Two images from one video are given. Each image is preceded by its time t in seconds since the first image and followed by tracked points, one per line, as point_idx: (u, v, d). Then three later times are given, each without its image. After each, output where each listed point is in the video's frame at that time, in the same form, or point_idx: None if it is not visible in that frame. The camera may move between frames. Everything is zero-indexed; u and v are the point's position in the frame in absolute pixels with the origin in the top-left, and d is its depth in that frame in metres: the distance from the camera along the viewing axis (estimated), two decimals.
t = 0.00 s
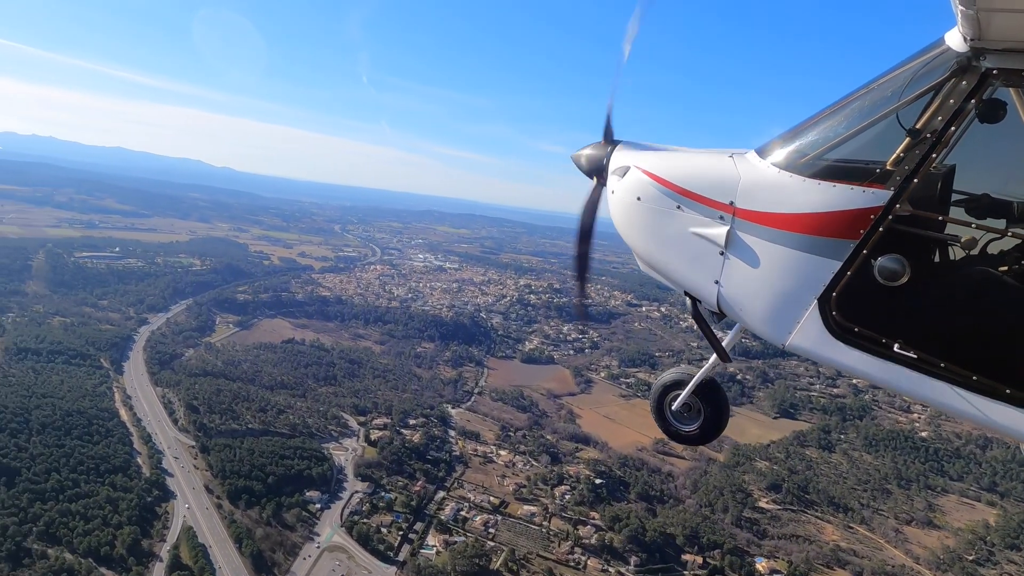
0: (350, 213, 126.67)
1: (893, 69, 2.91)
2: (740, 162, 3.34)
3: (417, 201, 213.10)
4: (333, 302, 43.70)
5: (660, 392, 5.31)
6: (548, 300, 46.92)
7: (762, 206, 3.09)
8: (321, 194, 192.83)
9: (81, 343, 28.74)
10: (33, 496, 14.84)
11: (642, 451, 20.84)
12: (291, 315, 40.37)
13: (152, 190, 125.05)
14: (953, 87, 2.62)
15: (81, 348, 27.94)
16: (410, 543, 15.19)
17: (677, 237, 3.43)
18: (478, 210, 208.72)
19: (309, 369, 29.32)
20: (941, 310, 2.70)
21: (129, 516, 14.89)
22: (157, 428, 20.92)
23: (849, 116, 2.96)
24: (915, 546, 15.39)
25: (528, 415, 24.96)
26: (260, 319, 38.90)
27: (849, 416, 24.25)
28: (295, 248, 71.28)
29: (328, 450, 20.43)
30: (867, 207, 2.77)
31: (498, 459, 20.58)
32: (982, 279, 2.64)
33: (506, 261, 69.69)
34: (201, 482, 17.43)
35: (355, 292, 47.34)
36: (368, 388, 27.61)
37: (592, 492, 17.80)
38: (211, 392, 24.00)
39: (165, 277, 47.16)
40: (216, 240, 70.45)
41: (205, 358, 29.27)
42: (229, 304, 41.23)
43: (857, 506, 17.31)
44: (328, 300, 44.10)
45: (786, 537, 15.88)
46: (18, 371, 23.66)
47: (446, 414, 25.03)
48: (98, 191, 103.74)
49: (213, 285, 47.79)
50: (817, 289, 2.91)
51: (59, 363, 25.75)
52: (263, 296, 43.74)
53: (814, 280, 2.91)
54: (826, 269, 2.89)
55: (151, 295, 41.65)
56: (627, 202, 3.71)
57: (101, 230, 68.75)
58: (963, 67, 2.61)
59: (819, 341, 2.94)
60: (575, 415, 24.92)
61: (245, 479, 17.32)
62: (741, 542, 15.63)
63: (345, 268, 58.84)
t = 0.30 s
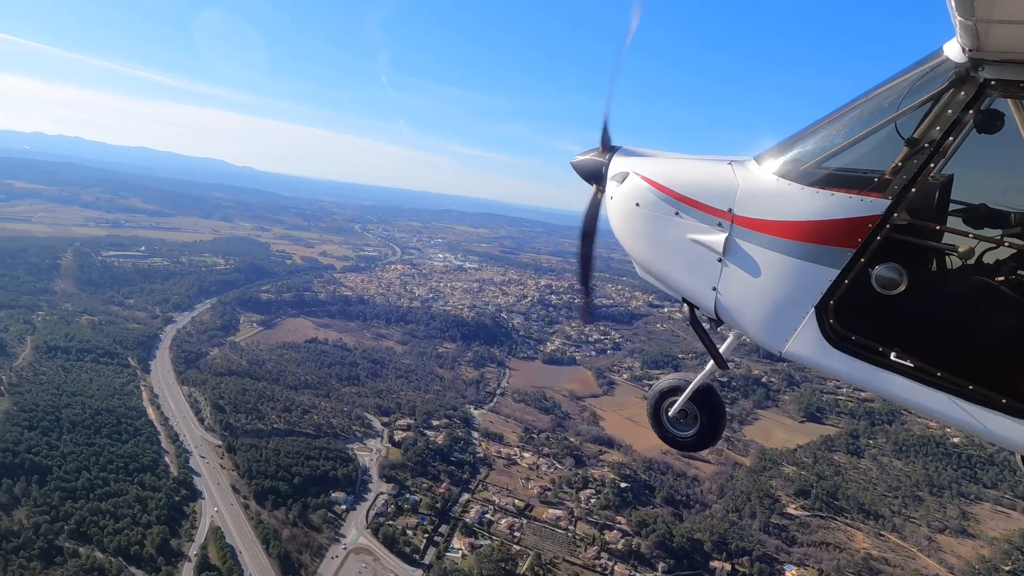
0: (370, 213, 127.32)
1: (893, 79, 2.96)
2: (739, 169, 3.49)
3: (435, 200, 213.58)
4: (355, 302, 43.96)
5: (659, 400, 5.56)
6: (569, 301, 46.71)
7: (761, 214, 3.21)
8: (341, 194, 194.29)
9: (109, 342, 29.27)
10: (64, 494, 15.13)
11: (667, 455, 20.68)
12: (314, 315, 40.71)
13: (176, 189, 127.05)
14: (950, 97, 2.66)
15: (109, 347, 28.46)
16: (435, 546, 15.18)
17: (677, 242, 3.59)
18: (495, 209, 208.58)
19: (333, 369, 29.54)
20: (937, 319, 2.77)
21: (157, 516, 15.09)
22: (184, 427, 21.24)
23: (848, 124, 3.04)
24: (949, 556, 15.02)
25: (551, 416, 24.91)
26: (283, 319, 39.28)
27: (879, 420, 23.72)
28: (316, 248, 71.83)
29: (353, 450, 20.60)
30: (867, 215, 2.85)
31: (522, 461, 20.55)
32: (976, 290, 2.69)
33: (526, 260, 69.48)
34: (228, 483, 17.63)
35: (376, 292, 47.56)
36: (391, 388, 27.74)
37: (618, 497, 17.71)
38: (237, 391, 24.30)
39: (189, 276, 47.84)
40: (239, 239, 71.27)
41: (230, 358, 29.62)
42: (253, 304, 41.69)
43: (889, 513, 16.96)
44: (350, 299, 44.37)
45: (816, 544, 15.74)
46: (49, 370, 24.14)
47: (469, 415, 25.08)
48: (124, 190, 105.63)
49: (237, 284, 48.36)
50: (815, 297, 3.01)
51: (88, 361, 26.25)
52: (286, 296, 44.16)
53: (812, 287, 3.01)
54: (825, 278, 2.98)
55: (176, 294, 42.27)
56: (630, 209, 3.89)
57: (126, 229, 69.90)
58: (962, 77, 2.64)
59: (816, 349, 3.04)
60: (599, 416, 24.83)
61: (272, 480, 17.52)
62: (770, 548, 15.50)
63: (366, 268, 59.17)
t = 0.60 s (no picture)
0: (389, 210, 127.87)
1: (893, 85, 2.97)
2: (738, 174, 3.49)
3: (452, 198, 214.02)
4: (375, 300, 44.20)
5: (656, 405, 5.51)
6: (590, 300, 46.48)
7: (760, 219, 3.20)
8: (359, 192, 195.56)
9: (135, 339, 29.79)
10: (93, 491, 15.44)
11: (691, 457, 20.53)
12: (335, 313, 41.03)
13: (198, 187, 128.96)
14: (950, 103, 2.66)
15: (135, 344, 28.97)
16: (460, 547, 15.25)
17: (677, 247, 3.59)
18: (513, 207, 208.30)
19: (355, 368, 29.75)
20: (935, 325, 2.76)
21: (184, 514, 15.31)
22: (210, 424, 21.55)
23: (848, 129, 3.04)
24: (983, 563, 14.63)
25: (573, 417, 24.84)
26: (304, 317, 39.64)
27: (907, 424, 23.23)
28: (337, 245, 72.36)
29: (376, 450, 20.75)
30: (866, 221, 2.84)
31: (545, 462, 20.52)
32: (976, 294, 2.68)
33: (546, 259, 69.27)
34: (253, 482, 17.79)
35: (396, 290, 47.72)
36: (413, 387, 27.87)
37: (643, 501, 17.66)
38: (261, 390, 24.61)
39: (212, 273, 48.49)
40: (261, 237, 72.06)
41: (253, 356, 29.96)
42: (275, 302, 42.13)
43: (919, 520, 16.61)
44: (370, 298, 44.61)
45: (845, 551, 15.53)
46: (77, 367, 24.62)
47: (491, 415, 25.12)
48: (148, 188, 107.51)
49: (259, 281, 48.90)
50: (814, 304, 3.01)
51: (115, 358, 26.73)
52: (308, 294, 44.57)
53: (811, 292, 3.01)
54: (824, 282, 2.97)
55: (200, 291, 42.86)
56: (629, 212, 3.88)
57: (150, 226, 71.00)
58: (962, 83, 2.64)
59: (815, 354, 3.05)
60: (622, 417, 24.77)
61: (297, 479, 17.71)
62: (798, 554, 15.32)
63: (386, 266, 59.46)
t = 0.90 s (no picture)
0: (406, 208, 128.27)
1: (894, 88, 2.89)
2: (738, 176, 3.39)
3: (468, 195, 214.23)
4: (394, 297, 44.38)
5: (656, 410, 5.49)
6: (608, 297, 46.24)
7: (761, 223, 3.13)
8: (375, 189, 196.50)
9: (158, 337, 30.23)
10: (119, 489, 15.67)
11: (713, 460, 20.37)
12: (354, 311, 41.30)
13: (218, 185, 130.55)
14: (949, 107, 2.59)
15: (158, 341, 29.40)
16: (483, 549, 15.27)
17: (677, 251, 3.51)
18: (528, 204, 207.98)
19: (376, 366, 29.93)
20: (936, 328, 2.69)
21: (210, 512, 15.45)
22: (233, 422, 21.80)
23: (847, 133, 2.97)
24: (1016, 571, 14.28)
25: (594, 417, 24.78)
26: (324, 314, 39.96)
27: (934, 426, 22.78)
28: (355, 243, 72.81)
29: (398, 450, 20.87)
30: (864, 224, 2.78)
31: (567, 463, 20.47)
32: (978, 297, 2.60)
33: (564, 257, 69.03)
34: (276, 481, 17.95)
35: (415, 288, 47.88)
36: (433, 386, 27.99)
37: (667, 503, 17.53)
38: (283, 388, 24.86)
39: (234, 271, 49.06)
40: (280, 234, 72.77)
41: (274, 353, 30.25)
42: (295, 299, 42.51)
43: (949, 525, 16.27)
44: (389, 295, 44.80)
45: (872, 556, 15.27)
46: (103, 364, 25.04)
47: (511, 414, 25.15)
48: (170, 186, 109.01)
49: (279, 279, 49.37)
50: (814, 306, 2.94)
51: (139, 355, 27.16)
52: (328, 291, 44.90)
53: (810, 295, 2.95)
54: (824, 285, 2.91)
55: (222, 289, 43.37)
56: (628, 216, 3.82)
57: (171, 224, 71.95)
58: (961, 86, 2.57)
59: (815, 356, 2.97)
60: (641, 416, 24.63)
61: (320, 478, 17.87)
62: (825, 559, 15.05)
63: (405, 264, 59.70)
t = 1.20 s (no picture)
0: (421, 204, 128.39)
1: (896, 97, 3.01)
2: (738, 186, 3.54)
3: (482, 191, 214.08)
4: (412, 294, 44.47)
5: (655, 416, 5.60)
6: (627, 294, 45.95)
7: (762, 230, 3.25)
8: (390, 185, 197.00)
9: (179, 333, 30.63)
10: (144, 485, 15.90)
11: (735, 460, 20.22)
12: (372, 307, 41.50)
13: (235, 180, 131.68)
14: (950, 116, 2.70)
15: (179, 338, 29.78)
16: (505, 549, 15.30)
17: (677, 257, 3.64)
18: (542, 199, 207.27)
19: (394, 363, 30.06)
20: (936, 338, 2.77)
21: (233, 510, 15.63)
22: (255, 419, 22.04)
23: (851, 140, 3.09)
24: None
25: (614, 416, 24.72)
26: (343, 311, 40.18)
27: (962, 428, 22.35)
28: (372, 239, 73.07)
29: (419, 449, 20.99)
30: (866, 232, 2.87)
31: (588, 462, 20.40)
32: (977, 308, 2.68)
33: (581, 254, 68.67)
34: (298, 478, 18.13)
35: (432, 284, 47.94)
36: (452, 384, 28.09)
37: (690, 504, 17.39)
38: (304, 385, 25.08)
39: (253, 267, 49.51)
40: (297, 230, 73.21)
41: (293, 350, 30.49)
42: (312, 296, 42.77)
43: (978, 529, 15.98)
44: (407, 292, 44.92)
45: (900, 561, 15.06)
46: (125, 360, 25.39)
47: (531, 413, 25.16)
48: (188, 182, 110.20)
49: (297, 275, 49.71)
50: (814, 314, 3.04)
51: (161, 352, 27.55)
52: (346, 288, 45.15)
53: (810, 302, 3.05)
54: (824, 293, 3.01)
55: (241, 285, 43.78)
56: (629, 222, 3.96)
57: (190, 220, 72.67)
58: (962, 96, 2.67)
59: (816, 365, 3.07)
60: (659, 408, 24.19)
61: (341, 477, 18.06)
62: (852, 562, 14.87)
63: (421, 260, 59.81)
